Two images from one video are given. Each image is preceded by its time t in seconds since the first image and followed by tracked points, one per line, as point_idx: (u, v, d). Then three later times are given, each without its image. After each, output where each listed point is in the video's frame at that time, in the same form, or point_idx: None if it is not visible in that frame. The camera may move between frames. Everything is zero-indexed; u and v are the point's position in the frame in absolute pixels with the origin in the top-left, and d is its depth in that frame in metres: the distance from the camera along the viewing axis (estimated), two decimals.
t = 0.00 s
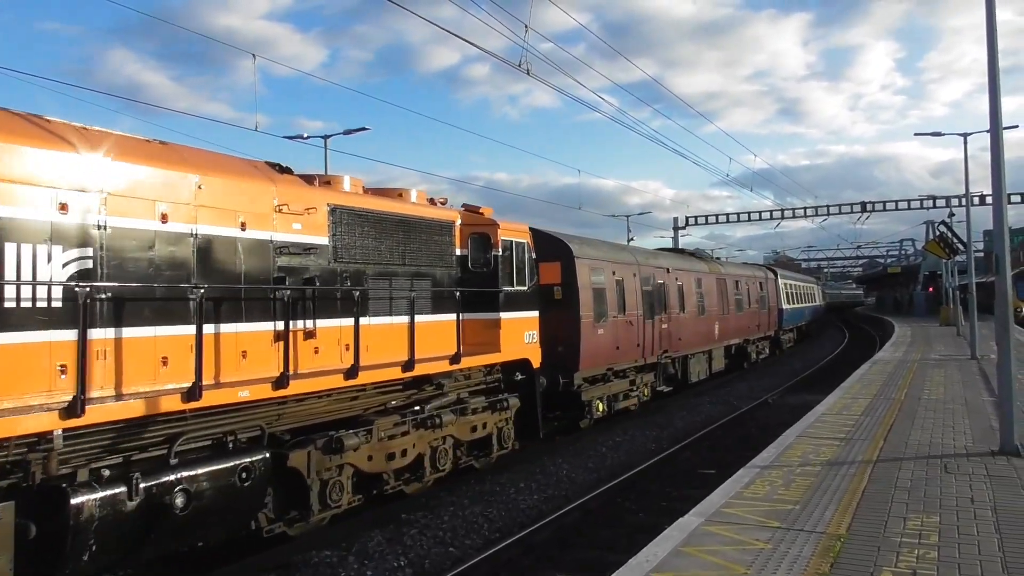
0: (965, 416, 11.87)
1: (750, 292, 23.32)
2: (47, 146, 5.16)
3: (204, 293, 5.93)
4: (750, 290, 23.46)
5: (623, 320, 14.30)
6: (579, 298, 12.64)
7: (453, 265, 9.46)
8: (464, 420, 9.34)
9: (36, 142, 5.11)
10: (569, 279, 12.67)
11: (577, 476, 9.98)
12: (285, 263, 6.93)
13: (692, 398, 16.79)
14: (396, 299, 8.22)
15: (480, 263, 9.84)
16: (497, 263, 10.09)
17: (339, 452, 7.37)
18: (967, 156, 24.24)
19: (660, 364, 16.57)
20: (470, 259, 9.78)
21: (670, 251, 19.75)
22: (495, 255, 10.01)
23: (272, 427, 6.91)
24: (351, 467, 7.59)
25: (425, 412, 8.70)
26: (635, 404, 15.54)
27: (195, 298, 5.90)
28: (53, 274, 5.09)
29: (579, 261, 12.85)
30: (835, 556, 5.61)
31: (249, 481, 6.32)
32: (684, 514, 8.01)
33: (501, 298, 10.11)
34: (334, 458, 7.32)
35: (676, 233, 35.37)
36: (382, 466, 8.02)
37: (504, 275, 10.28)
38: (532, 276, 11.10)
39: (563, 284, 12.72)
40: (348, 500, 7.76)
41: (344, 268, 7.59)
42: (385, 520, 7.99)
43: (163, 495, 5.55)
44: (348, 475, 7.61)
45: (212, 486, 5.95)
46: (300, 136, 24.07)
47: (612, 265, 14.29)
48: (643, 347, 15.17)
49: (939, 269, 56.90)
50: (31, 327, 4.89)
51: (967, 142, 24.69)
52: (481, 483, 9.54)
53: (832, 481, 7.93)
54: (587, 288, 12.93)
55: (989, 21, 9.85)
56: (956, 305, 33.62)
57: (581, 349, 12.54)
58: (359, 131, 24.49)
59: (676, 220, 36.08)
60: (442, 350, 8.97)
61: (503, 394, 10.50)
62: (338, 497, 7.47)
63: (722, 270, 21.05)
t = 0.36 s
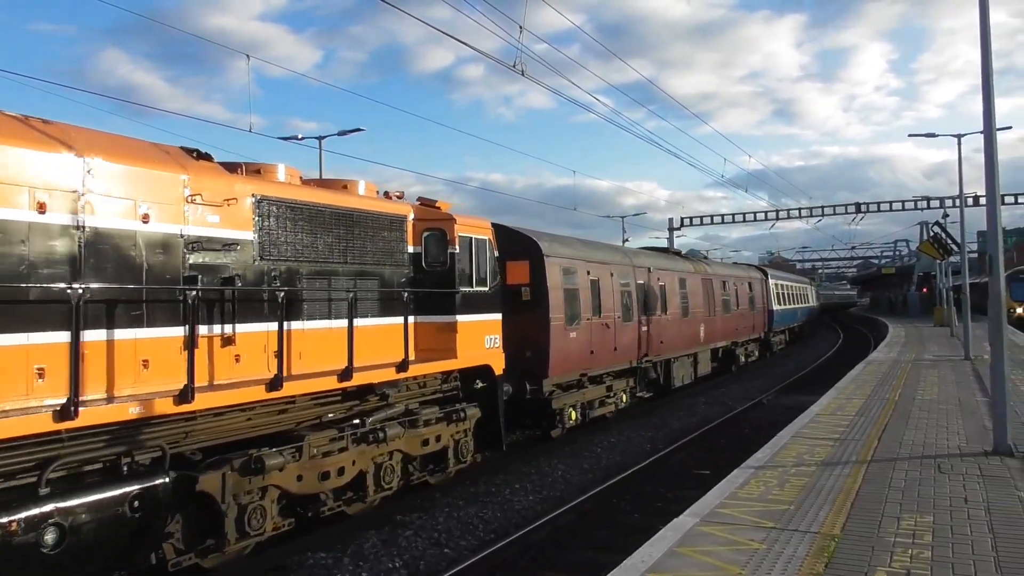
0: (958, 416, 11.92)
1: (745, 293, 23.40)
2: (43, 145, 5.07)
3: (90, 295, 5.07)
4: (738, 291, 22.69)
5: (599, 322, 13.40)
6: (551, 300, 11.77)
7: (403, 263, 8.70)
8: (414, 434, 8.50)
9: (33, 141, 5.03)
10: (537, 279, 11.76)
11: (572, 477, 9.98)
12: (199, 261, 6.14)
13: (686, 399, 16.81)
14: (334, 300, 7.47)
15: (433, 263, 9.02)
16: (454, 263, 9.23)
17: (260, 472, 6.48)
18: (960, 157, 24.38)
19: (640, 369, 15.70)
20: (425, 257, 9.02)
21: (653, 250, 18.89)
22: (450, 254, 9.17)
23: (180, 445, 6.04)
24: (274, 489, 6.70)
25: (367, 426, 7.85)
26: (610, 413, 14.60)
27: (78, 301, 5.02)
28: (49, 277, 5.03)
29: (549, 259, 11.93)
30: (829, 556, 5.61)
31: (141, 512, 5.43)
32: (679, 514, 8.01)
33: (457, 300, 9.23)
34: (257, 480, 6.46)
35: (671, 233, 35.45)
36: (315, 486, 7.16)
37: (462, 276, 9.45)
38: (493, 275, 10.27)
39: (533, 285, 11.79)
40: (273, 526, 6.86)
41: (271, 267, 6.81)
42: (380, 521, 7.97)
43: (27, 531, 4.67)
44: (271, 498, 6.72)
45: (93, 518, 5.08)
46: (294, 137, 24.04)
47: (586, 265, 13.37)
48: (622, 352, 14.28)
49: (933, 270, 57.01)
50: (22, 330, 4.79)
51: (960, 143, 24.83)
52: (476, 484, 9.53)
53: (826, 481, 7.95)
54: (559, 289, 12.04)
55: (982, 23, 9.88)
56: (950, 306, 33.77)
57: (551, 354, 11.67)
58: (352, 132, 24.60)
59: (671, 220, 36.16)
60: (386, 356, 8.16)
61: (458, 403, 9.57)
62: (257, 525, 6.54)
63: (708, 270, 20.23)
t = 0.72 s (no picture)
0: (953, 415, 11.97)
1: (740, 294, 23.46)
2: (20, 145, 4.93)
3: None
4: (726, 291, 21.87)
5: (571, 325, 12.50)
6: (518, 302, 10.89)
7: (342, 261, 7.77)
8: (351, 450, 7.43)
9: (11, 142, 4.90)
10: (501, 278, 10.88)
11: (568, 478, 9.98)
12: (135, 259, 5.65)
13: (682, 399, 16.83)
14: (259, 301, 6.66)
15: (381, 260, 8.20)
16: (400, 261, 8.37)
17: (157, 501, 5.44)
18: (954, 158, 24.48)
19: (619, 373, 14.85)
20: (370, 256, 8.15)
21: (636, 248, 18.00)
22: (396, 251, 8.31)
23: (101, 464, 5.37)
24: (178, 518, 5.64)
25: (294, 443, 6.78)
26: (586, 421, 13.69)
27: None
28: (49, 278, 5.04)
29: (513, 257, 11.01)
30: (824, 556, 5.62)
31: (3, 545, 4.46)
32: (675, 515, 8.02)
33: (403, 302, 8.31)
34: (151, 509, 5.41)
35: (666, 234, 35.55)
36: (227, 513, 6.06)
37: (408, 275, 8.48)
38: (446, 275, 9.29)
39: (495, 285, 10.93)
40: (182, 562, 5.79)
41: (180, 264, 5.98)
42: (376, 523, 7.96)
43: None
44: (175, 529, 5.65)
45: None
46: (289, 138, 23.95)
47: (558, 263, 12.44)
48: (597, 357, 13.35)
49: (927, 269, 57.07)
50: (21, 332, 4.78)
51: (954, 144, 24.96)
52: (472, 485, 9.52)
53: (821, 481, 7.96)
54: (525, 289, 11.16)
55: (975, 23, 9.92)
56: (944, 305, 33.89)
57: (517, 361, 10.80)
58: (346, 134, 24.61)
59: (667, 221, 36.23)
60: (320, 365, 7.24)
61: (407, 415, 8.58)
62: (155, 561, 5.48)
63: (695, 270, 19.39)
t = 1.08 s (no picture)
0: (947, 414, 12.01)
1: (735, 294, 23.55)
2: (19, 149, 5.00)
3: None
4: (713, 291, 21.15)
5: (539, 328, 11.62)
6: (477, 303, 10.06)
7: (269, 259, 6.94)
8: (271, 472, 6.62)
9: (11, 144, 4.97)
10: (459, 278, 10.01)
11: (563, 478, 9.99)
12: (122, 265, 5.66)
13: (677, 399, 16.86)
14: (161, 303, 5.88)
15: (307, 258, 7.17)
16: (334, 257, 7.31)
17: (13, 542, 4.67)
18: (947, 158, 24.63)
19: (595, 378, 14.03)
20: (301, 252, 7.18)
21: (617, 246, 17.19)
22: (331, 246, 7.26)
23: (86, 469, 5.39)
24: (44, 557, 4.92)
25: (199, 467, 5.97)
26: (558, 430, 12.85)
27: None
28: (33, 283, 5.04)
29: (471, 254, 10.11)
30: (818, 555, 5.63)
31: None
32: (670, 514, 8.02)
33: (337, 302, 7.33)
34: (6, 551, 4.64)
35: (661, 233, 35.62)
36: (111, 551, 5.31)
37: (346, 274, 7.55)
38: (393, 273, 8.33)
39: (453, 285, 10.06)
40: None
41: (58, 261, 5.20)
42: (371, 524, 7.95)
43: None
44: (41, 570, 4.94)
45: None
46: (284, 138, 23.81)
47: (524, 261, 11.54)
48: (569, 362, 12.49)
49: (921, 269, 57.11)
50: (12, 332, 4.80)
51: (947, 144, 25.11)
52: (468, 485, 9.52)
53: (816, 480, 7.97)
54: (485, 289, 10.29)
55: (969, 23, 9.96)
56: (937, 305, 34.04)
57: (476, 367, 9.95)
58: (341, 134, 24.59)
59: (662, 220, 36.32)
60: (235, 375, 6.37)
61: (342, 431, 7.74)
62: None
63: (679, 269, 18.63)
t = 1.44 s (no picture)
0: (939, 411, 12.07)
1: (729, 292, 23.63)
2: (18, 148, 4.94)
3: None
4: (699, 288, 20.14)
5: (501, 329, 10.57)
6: (428, 303, 8.98)
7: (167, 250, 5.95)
8: (165, 497, 5.54)
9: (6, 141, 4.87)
10: (405, 275, 8.92)
11: (557, 476, 10.00)
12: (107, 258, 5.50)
13: (672, 397, 16.90)
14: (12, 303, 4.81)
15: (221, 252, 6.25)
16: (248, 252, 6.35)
17: None
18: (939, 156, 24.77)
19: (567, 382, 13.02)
20: (212, 244, 6.24)
21: (593, 241, 16.10)
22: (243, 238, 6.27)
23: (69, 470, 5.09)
24: None
25: (72, 495, 4.92)
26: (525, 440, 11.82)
27: None
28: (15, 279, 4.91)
29: (420, 248, 9.02)
30: (811, 551, 5.65)
31: None
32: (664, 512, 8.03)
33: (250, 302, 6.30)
34: None
35: (655, 231, 35.68)
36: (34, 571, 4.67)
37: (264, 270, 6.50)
38: (322, 270, 7.26)
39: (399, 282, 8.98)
40: None
41: None
42: (365, 523, 7.94)
43: None
44: None
45: None
46: (276, 137, 23.66)
47: (483, 257, 10.46)
48: (535, 365, 11.45)
49: (913, 267, 57.23)
50: None
51: (938, 143, 25.26)
52: (462, 484, 9.51)
53: (808, 478, 8.00)
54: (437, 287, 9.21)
55: (961, 22, 10.00)
56: (930, 302, 34.21)
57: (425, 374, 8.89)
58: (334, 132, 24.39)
59: (656, 219, 36.38)
60: (118, 388, 5.38)
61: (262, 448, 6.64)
62: None
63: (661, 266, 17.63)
